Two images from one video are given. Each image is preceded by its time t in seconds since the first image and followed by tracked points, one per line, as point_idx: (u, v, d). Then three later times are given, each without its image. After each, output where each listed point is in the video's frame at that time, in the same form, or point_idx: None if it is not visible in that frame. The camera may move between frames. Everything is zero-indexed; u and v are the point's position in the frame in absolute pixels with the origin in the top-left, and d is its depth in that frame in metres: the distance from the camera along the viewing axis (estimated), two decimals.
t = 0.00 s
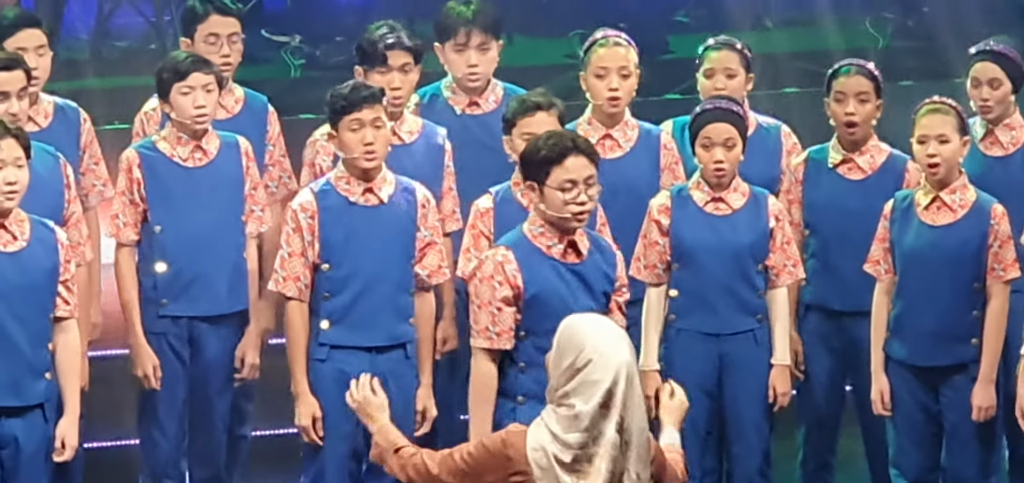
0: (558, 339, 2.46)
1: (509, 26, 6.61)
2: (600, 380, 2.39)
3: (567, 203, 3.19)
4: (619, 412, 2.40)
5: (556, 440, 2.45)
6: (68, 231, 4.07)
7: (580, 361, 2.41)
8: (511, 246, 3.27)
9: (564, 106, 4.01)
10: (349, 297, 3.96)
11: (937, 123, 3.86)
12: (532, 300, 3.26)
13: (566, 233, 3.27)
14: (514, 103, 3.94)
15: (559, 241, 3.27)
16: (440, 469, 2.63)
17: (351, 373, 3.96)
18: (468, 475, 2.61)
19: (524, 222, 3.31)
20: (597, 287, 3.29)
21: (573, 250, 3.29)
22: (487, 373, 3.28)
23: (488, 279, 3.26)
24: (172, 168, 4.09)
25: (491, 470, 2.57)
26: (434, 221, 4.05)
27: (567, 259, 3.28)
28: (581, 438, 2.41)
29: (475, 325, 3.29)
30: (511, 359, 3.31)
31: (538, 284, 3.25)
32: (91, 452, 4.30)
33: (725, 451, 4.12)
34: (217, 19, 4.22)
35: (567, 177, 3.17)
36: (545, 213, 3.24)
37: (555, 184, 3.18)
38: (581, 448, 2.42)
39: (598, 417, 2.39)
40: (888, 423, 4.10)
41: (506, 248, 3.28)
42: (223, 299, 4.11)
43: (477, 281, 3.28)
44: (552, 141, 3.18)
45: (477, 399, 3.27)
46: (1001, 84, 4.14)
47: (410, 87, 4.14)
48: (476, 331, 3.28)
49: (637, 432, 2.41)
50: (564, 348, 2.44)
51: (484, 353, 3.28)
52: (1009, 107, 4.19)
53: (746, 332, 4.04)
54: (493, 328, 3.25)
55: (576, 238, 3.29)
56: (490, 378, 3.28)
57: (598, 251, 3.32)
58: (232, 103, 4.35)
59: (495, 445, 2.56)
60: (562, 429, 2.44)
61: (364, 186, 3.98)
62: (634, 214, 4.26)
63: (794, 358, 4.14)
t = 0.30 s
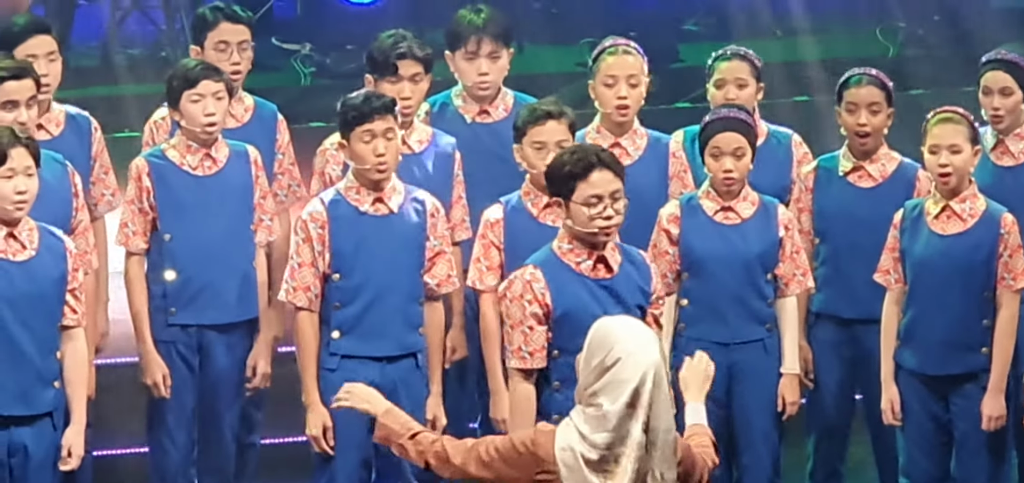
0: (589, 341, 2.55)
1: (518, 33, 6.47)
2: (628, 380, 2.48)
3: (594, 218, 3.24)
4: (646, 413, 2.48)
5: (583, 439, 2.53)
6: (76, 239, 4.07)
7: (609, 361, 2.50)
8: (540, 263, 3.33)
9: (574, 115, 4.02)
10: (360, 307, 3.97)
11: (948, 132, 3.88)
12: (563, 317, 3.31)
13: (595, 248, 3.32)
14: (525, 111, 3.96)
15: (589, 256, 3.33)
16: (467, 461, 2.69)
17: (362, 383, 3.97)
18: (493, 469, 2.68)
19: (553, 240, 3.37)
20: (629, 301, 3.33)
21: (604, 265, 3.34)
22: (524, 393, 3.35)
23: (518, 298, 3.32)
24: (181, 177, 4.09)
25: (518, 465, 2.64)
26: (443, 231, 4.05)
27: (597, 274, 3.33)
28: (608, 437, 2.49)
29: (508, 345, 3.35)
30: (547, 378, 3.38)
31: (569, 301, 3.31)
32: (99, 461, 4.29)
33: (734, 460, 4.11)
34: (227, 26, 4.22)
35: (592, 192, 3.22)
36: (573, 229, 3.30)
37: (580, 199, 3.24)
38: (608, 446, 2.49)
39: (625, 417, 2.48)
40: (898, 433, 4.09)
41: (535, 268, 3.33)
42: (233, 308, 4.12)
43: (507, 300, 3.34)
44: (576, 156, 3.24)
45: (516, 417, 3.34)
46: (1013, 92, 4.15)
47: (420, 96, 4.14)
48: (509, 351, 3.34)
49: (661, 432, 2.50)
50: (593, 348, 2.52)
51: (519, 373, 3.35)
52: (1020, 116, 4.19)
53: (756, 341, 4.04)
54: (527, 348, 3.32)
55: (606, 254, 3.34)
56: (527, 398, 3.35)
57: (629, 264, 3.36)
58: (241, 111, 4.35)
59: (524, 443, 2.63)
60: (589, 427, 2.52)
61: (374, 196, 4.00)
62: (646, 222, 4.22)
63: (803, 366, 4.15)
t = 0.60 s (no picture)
0: (626, 345, 2.41)
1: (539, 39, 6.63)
2: (669, 387, 2.34)
3: (634, 227, 3.22)
4: (687, 420, 2.35)
5: (622, 447, 2.40)
6: (96, 246, 4.06)
7: (648, 367, 2.36)
8: (581, 273, 3.31)
9: (596, 122, 4.02)
10: (381, 315, 3.98)
11: (970, 140, 3.87)
12: (605, 328, 3.30)
13: (637, 257, 3.31)
14: (546, 117, 3.94)
15: (631, 265, 3.31)
16: (509, 471, 2.59)
17: (383, 390, 3.97)
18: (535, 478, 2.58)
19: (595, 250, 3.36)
20: (671, 310, 3.30)
21: (646, 274, 3.32)
22: (564, 402, 3.34)
23: (559, 307, 3.30)
24: (203, 184, 4.10)
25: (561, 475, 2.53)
26: (464, 238, 4.07)
27: (639, 283, 3.31)
28: (648, 446, 2.36)
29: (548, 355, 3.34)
30: (587, 390, 3.38)
31: (610, 311, 3.29)
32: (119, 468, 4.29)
33: (756, 466, 4.11)
34: (246, 32, 4.20)
35: (632, 201, 3.20)
36: (613, 238, 3.27)
37: (621, 207, 3.22)
38: (648, 455, 2.36)
39: (666, 425, 2.35)
40: (919, 441, 4.09)
41: (576, 276, 3.32)
42: (253, 316, 4.12)
43: (548, 310, 3.32)
44: (615, 164, 3.22)
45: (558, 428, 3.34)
46: None
47: (441, 102, 4.15)
48: (549, 360, 3.33)
49: (703, 438, 2.37)
50: (632, 354, 2.39)
51: (560, 383, 3.35)
52: None
53: (777, 349, 4.04)
54: (567, 357, 3.31)
55: (648, 262, 3.32)
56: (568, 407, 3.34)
57: (672, 273, 3.33)
58: (262, 118, 4.35)
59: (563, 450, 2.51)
60: (629, 434, 2.39)
61: (395, 204, 4.01)
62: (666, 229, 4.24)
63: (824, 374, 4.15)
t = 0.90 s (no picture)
0: (669, 350, 2.50)
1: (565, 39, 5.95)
2: (713, 392, 2.42)
3: (685, 230, 3.24)
4: (730, 425, 2.43)
5: (662, 451, 2.46)
6: (120, 247, 4.07)
7: (693, 371, 2.45)
8: (632, 278, 3.28)
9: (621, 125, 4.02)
10: (404, 317, 3.97)
11: (996, 145, 3.89)
12: (654, 334, 3.25)
13: (689, 263, 3.29)
14: (572, 119, 3.95)
15: (682, 272, 3.29)
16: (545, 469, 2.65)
17: (406, 393, 3.96)
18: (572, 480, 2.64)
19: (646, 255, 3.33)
20: (722, 320, 3.27)
21: (697, 282, 3.29)
22: (608, 408, 3.29)
23: (607, 312, 3.25)
24: (226, 185, 4.09)
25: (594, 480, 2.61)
26: (486, 241, 4.06)
27: (691, 291, 3.29)
28: (690, 448, 2.43)
29: (593, 359, 3.28)
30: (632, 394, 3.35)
31: (659, 318, 3.25)
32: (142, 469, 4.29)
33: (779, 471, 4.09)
34: (269, 33, 4.20)
35: (684, 204, 3.23)
36: (665, 242, 3.28)
37: (673, 210, 3.23)
38: (689, 458, 2.43)
39: (709, 429, 2.42)
40: (942, 446, 4.07)
41: (627, 281, 3.28)
42: (275, 318, 4.11)
43: (597, 313, 3.26)
44: (669, 168, 3.25)
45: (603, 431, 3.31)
46: None
47: (466, 104, 4.15)
48: (594, 365, 3.27)
49: (745, 445, 2.44)
50: (676, 359, 2.47)
51: (605, 388, 3.29)
52: None
53: (799, 353, 4.04)
54: (613, 362, 3.24)
55: (700, 270, 3.30)
56: (612, 414, 3.29)
57: (723, 282, 3.31)
58: (286, 120, 4.36)
59: (604, 452, 2.58)
60: (671, 438, 2.46)
61: (418, 206, 4.00)
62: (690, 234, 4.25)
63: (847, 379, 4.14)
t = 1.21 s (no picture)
0: (731, 352, 2.38)
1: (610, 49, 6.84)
2: (777, 391, 2.30)
3: (779, 223, 3.26)
4: (795, 425, 2.30)
5: (728, 454, 2.34)
6: (174, 248, 4.11)
7: (755, 371, 2.32)
8: (727, 277, 3.32)
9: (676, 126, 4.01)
10: (456, 320, 3.91)
11: None
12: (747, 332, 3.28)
13: (784, 263, 3.31)
14: (627, 119, 3.94)
15: (777, 272, 3.31)
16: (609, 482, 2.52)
17: (459, 394, 3.90)
18: None
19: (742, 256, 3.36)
20: (816, 322, 3.32)
21: (792, 283, 3.32)
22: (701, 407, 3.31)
23: (701, 310, 3.30)
24: (280, 187, 4.10)
25: None
26: (539, 242, 4.00)
27: (786, 291, 3.31)
28: (757, 451, 2.31)
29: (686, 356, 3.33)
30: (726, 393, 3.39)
31: (753, 316, 3.28)
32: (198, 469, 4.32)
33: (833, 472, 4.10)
34: (322, 34, 4.21)
35: (776, 198, 3.26)
36: (759, 241, 3.30)
37: (764, 205, 3.27)
38: (756, 460, 2.31)
39: (774, 430, 2.29)
40: (997, 447, 4.06)
41: (722, 280, 3.32)
42: (328, 319, 4.11)
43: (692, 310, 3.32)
44: (760, 165, 3.29)
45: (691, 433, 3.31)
46: None
47: (519, 105, 4.15)
48: (687, 362, 3.33)
49: (811, 444, 2.31)
50: (736, 360, 2.35)
51: (697, 387, 3.32)
52: None
53: (853, 354, 4.05)
54: (705, 361, 3.29)
55: (795, 270, 3.33)
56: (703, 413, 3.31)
57: (818, 284, 3.34)
58: (339, 122, 4.39)
59: (670, 460, 2.45)
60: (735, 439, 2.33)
61: (471, 207, 3.94)
62: (743, 236, 4.25)
63: (901, 380, 4.14)
